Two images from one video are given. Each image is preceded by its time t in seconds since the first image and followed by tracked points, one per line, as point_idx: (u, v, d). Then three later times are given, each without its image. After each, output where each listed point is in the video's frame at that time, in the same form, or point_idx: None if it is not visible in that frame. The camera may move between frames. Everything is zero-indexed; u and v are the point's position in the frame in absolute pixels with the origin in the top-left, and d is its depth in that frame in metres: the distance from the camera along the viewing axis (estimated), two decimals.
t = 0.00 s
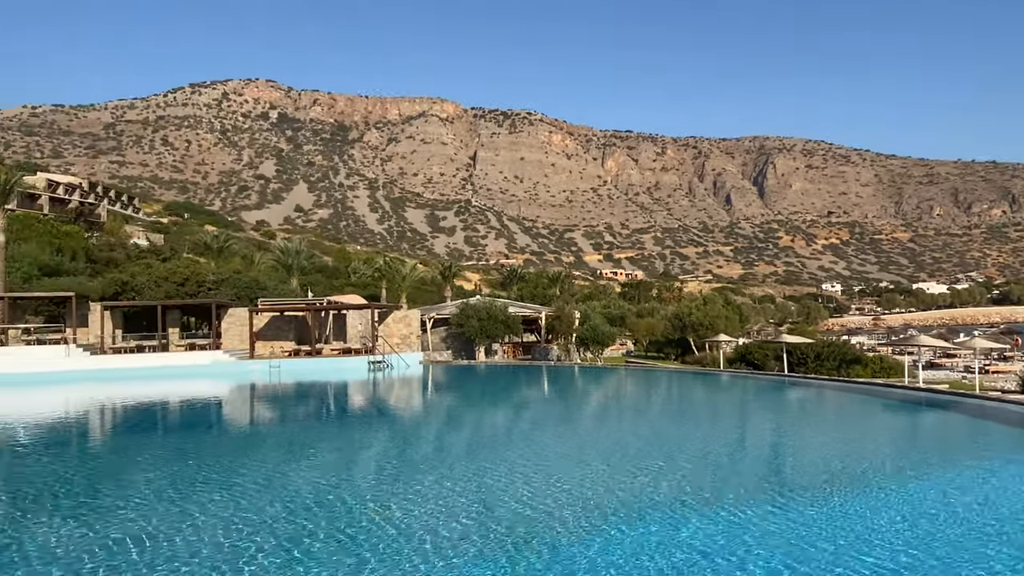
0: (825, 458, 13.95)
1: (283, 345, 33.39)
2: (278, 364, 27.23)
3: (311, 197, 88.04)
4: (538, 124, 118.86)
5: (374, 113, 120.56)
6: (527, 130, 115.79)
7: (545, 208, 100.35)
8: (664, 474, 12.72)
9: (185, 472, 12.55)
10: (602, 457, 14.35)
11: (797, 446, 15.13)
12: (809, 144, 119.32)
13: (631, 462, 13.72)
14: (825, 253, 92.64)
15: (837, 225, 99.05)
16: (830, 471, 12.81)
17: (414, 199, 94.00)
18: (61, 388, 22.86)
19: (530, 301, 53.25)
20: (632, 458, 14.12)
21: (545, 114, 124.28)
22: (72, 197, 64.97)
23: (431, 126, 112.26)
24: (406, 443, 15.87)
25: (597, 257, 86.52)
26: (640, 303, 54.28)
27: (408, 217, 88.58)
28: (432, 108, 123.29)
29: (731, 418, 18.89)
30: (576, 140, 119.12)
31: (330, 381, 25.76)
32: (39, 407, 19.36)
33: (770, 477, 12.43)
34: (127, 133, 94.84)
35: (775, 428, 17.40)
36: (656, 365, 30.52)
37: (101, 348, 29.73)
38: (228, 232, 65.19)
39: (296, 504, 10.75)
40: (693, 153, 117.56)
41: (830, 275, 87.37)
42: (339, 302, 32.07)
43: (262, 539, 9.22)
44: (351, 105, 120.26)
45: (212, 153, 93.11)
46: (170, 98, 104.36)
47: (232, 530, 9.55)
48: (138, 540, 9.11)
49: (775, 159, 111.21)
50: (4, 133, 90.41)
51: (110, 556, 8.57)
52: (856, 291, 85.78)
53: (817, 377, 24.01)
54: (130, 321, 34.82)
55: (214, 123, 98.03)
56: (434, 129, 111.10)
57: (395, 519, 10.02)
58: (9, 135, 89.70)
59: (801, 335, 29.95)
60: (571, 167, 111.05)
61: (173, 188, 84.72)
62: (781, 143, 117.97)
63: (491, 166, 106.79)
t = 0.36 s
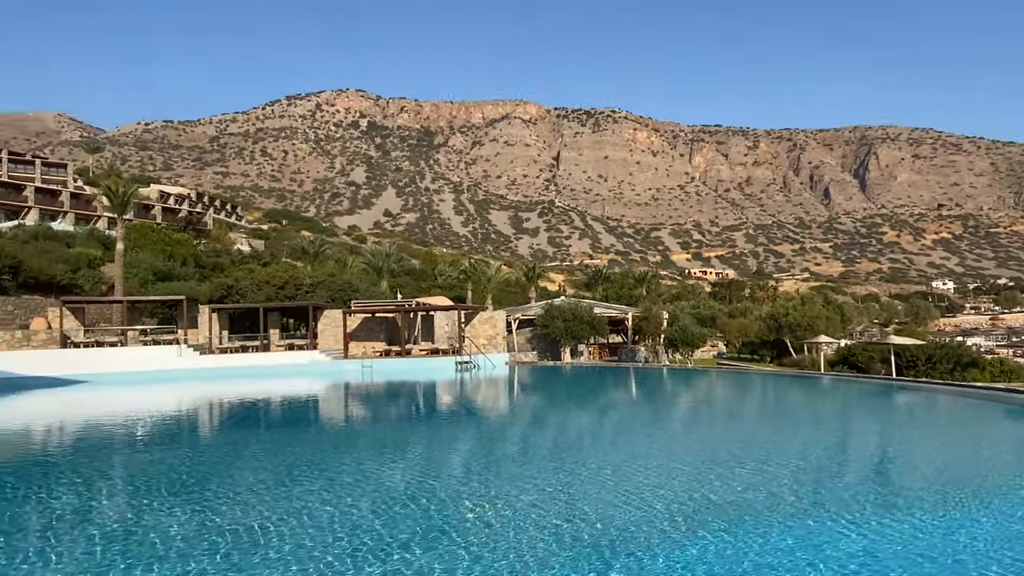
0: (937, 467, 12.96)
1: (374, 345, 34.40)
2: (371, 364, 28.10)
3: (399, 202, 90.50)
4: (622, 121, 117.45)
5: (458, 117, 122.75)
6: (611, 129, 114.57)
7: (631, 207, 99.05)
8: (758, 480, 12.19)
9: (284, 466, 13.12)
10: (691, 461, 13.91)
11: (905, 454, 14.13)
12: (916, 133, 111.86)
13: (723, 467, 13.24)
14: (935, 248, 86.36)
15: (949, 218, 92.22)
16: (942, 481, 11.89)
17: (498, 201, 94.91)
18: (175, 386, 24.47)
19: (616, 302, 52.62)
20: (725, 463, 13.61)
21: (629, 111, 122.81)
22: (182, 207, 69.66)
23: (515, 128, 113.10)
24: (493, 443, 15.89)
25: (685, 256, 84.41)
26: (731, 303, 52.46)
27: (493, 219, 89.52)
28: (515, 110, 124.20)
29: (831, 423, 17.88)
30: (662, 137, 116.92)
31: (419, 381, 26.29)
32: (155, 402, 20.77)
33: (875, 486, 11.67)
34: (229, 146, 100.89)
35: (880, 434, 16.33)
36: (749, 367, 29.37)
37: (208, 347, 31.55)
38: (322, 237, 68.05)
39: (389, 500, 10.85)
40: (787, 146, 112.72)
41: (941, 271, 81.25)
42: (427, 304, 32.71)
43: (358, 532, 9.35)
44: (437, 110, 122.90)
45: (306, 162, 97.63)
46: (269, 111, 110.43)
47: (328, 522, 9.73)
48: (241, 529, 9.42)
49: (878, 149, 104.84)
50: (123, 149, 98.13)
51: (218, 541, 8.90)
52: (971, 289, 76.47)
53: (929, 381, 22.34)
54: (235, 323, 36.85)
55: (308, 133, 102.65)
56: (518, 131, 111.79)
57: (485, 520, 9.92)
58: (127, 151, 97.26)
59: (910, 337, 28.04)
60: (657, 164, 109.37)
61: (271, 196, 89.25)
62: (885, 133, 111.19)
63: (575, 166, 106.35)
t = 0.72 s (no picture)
0: None
1: (466, 346, 34.95)
2: (463, 365, 28.57)
3: (487, 204, 91.62)
4: (715, 115, 114.01)
5: (546, 118, 123.03)
6: (704, 123, 111.45)
7: (725, 203, 96.06)
8: (866, 490, 11.48)
9: (381, 462, 13.54)
10: (793, 467, 13.27)
11: None
12: None
13: (827, 475, 12.53)
14: None
15: None
16: None
17: (587, 201, 94.37)
18: (280, 384, 25.81)
19: (711, 302, 51.13)
20: (829, 470, 12.90)
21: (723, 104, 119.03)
22: (284, 214, 73.48)
23: (604, 126, 112.17)
24: (583, 445, 15.69)
25: (785, 253, 80.83)
26: (837, 302, 49.69)
27: (582, 219, 89.09)
28: (604, 108, 123.10)
29: (949, 430, 16.54)
30: (759, 129, 112.62)
31: (510, 381, 26.44)
32: (262, 399, 21.99)
33: (1001, 500, 10.71)
34: (327, 155, 105.26)
35: (1007, 442, 14.94)
36: (857, 370, 27.63)
37: (310, 348, 33.03)
38: (414, 240, 69.91)
39: (478, 500, 10.89)
40: (897, 134, 105.80)
41: None
42: (517, 304, 32.86)
43: (448, 531, 9.39)
44: (524, 112, 123.70)
45: (399, 168, 100.75)
46: (362, 120, 114.55)
47: (420, 520, 9.84)
48: (336, 523, 9.68)
49: (1002, 134, 96.51)
50: (231, 161, 104.68)
51: (315, 534, 9.20)
52: None
53: None
54: (334, 324, 38.45)
55: (401, 140, 105.76)
56: (606, 129, 110.71)
57: (574, 524, 9.74)
58: (235, 163, 103.67)
59: None
60: (753, 157, 105.26)
61: (366, 202, 92.58)
62: (1010, 116, 102.26)
63: (666, 162, 104.11)
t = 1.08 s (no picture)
0: None
1: (557, 346, 34.90)
2: (554, 364, 28.67)
3: (576, 203, 91.14)
4: (817, 103, 108.70)
5: (636, 114, 121.18)
6: (805, 111, 106.44)
7: (829, 195, 91.29)
8: (996, 501, 10.48)
9: (475, 460, 13.70)
10: (910, 475, 12.33)
11: None
12: None
13: (950, 485, 11.55)
14: None
15: None
16: None
17: (680, 197, 92.19)
18: (378, 382, 26.72)
19: (816, 300, 48.71)
20: (953, 480, 11.88)
21: (825, 92, 113.24)
22: (380, 218, 76.08)
23: (697, 119, 109.33)
24: (679, 448, 15.25)
25: (897, 247, 75.75)
26: (958, 298, 46.10)
27: (674, 216, 87.05)
28: (697, 101, 119.99)
29: None
30: (865, 116, 106.43)
31: (602, 382, 26.11)
32: (362, 397, 22.83)
33: None
34: (419, 159, 108.93)
35: None
36: (984, 372, 25.39)
37: (406, 347, 33.95)
38: (504, 241, 70.63)
39: (572, 499, 10.63)
40: None
41: None
42: (608, 304, 32.46)
43: (542, 526, 9.18)
44: (613, 108, 122.39)
45: (488, 170, 102.14)
46: (454, 123, 118.47)
47: (514, 514, 9.68)
48: (430, 513, 9.83)
49: None
50: (330, 168, 109.47)
51: (411, 522, 9.22)
52: None
53: None
54: (428, 324, 39.38)
55: (490, 142, 107.19)
56: (699, 122, 107.85)
57: (674, 525, 9.30)
58: (333, 170, 108.34)
59: None
60: (859, 146, 99.48)
61: (457, 204, 94.36)
62: None
63: (764, 154, 100.16)
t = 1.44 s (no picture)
0: None
1: (644, 344, 34.33)
2: (640, 363, 28.20)
3: (661, 198, 89.37)
4: (922, 85, 102.13)
5: (723, 104, 117.41)
6: (908, 94, 100.16)
7: (937, 182, 85.46)
8: None
9: (561, 459, 13.66)
10: None
11: None
12: None
13: None
14: None
15: None
16: None
17: (771, 189, 88.76)
18: (465, 380, 27.17)
19: (924, 295, 45.68)
20: None
21: (930, 72, 106.16)
22: (463, 219, 77.25)
23: (788, 107, 105.00)
24: (774, 450, 14.64)
25: (1015, 235, 69.89)
26: None
27: (765, 209, 83.84)
28: (788, 88, 115.20)
29: None
30: (977, 97, 99.07)
31: (691, 381, 25.43)
32: (450, 394, 23.27)
33: None
34: (501, 159, 109.95)
35: None
36: None
37: (491, 346, 34.28)
38: (587, 238, 70.20)
39: (663, 502, 10.32)
40: None
41: None
42: (697, 301, 31.60)
43: (634, 528, 8.93)
44: (698, 100, 119.09)
45: (570, 167, 101.79)
46: (535, 122, 119.03)
47: (604, 514, 9.51)
48: (518, 509, 9.85)
49: None
50: (415, 171, 112.12)
51: (502, 519, 9.22)
52: None
53: None
54: (512, 323, 39.67)
55: (572, 139, 106.77)
56: (791, 110, 103.47)
57: (773, 532, 8.83)
58: (418, 173, 110.89)
59: None
60: (971, 128, 92.63)
61: (539, 203, 94.54)
62: None
63: (863, 141, 94.90)
